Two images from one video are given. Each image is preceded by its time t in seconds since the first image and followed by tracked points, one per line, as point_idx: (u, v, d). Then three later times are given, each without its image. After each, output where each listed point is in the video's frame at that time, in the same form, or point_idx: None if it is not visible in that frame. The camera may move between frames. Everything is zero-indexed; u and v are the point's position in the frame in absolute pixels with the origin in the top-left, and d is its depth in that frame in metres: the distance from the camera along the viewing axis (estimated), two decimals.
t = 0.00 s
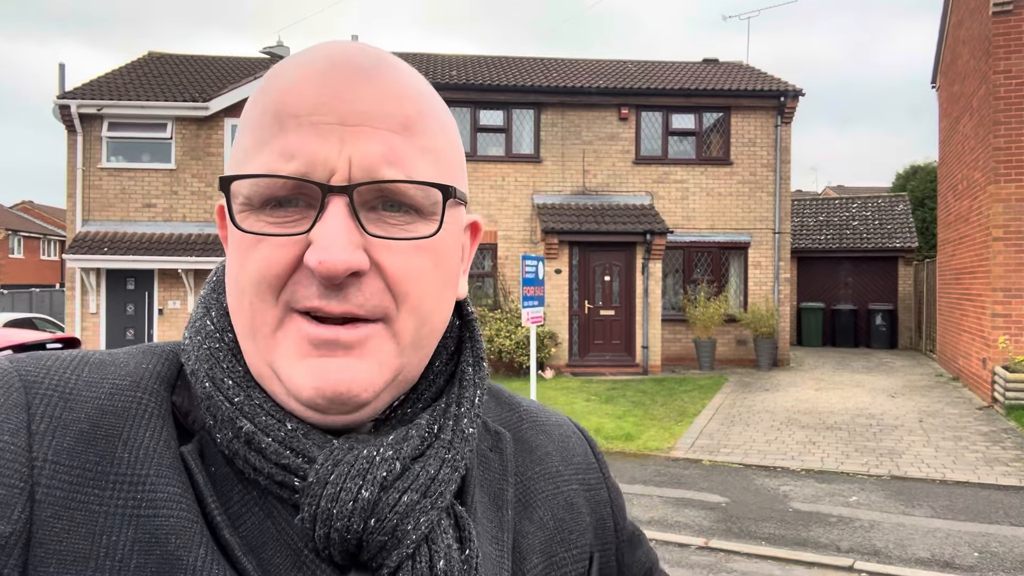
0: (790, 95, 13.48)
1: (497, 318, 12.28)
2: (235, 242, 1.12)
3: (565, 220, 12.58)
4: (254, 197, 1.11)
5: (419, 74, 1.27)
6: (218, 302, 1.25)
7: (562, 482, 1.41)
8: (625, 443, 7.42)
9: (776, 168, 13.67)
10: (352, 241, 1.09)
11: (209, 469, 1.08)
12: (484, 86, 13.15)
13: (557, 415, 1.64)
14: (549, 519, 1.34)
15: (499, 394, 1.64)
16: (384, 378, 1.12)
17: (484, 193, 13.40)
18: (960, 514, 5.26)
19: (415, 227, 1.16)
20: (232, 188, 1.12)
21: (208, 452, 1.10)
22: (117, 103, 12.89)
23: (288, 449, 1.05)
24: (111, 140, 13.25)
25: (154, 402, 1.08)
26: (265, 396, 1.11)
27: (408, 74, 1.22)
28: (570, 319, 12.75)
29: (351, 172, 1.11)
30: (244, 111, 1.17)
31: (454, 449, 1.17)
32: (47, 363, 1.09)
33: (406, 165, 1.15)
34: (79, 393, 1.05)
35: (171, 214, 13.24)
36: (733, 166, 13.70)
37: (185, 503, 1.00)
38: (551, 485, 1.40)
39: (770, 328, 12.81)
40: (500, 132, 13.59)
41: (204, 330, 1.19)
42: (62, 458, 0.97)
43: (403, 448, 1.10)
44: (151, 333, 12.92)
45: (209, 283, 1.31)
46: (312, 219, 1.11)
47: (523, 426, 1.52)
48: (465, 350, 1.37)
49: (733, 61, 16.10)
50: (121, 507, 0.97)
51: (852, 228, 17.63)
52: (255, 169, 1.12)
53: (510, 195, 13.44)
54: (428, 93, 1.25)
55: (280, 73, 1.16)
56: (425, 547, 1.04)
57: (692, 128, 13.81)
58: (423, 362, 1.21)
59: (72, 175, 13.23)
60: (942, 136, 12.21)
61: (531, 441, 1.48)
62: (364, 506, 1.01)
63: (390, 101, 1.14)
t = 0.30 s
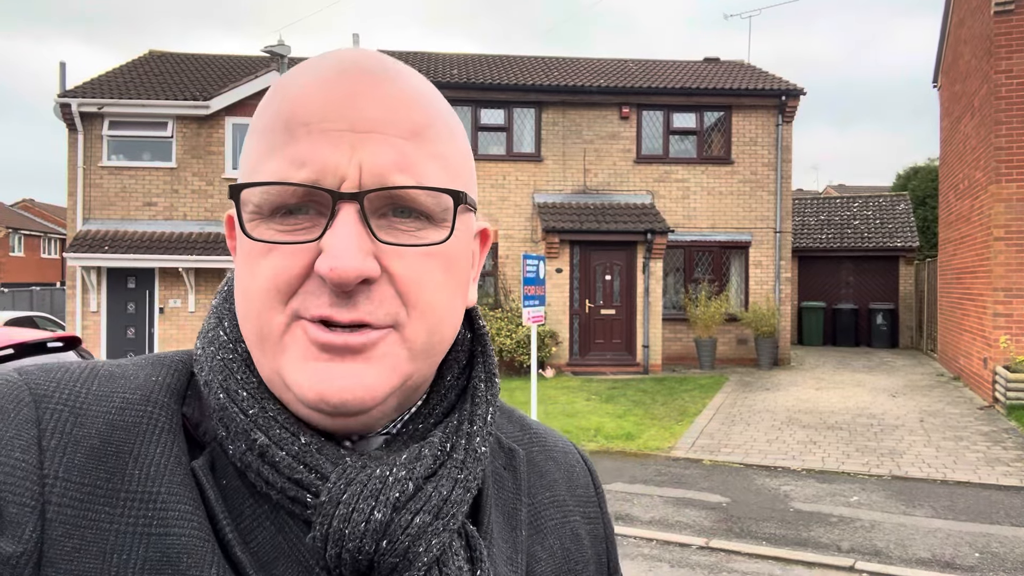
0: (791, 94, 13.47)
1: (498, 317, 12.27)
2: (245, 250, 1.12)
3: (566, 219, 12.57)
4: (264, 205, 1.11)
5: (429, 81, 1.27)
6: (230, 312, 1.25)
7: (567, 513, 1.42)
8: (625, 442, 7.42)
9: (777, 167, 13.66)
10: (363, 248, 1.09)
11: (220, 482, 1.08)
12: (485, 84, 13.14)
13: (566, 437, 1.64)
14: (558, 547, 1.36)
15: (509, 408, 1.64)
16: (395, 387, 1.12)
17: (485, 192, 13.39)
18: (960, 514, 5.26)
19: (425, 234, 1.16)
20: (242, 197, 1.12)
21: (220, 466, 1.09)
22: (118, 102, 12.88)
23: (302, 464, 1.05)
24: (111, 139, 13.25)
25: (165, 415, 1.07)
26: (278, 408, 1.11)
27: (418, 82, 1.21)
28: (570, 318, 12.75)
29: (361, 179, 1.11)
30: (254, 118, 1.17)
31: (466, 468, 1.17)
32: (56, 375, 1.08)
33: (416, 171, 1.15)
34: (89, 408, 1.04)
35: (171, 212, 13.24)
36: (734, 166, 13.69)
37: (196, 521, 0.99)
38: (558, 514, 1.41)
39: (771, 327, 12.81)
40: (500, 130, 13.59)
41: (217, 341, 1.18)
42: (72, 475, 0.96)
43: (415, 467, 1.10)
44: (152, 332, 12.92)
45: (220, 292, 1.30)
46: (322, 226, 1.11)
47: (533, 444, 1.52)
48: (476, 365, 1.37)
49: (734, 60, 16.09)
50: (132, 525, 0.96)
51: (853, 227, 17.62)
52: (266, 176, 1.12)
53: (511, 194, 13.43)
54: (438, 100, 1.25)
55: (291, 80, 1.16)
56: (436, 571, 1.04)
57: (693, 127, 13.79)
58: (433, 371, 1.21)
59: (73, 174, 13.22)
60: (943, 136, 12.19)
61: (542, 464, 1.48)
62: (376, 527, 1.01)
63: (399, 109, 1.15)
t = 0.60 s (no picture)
0: (792, 94, 13.46)
1: (498, 316, 12.29)
2: (251, 244, 1.12)
3: (566, 218, 12.58)
4: (270, 201, 1.12)
5: (435, 78, 1.28)
6: (237, 308, 1.26)
7: (567, 514, 1.43)
8: (625, 441, 7.43)
9: (778, 167, 13.66)
10: (367, 243, 1.10)
11: (226, 475, 1.08)
12: (485, 84, 13.15)
13: (568, 437, 1.65)
14: (560, 549, 1.37)
15: (512, 405, 1.65)
16: (400, 382, 1.13)
17: (486, 191, 13.39)
18: (959, 513, 5.27)
19: (431, 229, 1.16)
20: (249, 192, 1.13)
21: (225, 459, 1.10)
22: (119, 100, 12.89)
23: (308, 459, 1.05)
24: (113, 138, 13.25)
25: (171, 410, 1.08)
26: (284, 402, 1.12)
27: (424, 80, 1.22)
28: (571, 317, 12.76)
29: (366, 174, 1.12)
30: (261, 114, 1.18)
31: (470, 466, 1.18)
32: (64, 367, 1.08)
33: (421, 167, 1.16)
34: (96, 401, 1.04)
35: (172, 211, 13.25)
36: (735, 165, 13.68)
37: (202, 516, 1.00)
38: (558, 514, 1.42)
39: (772, 327, 12.82)
40: (501, 130, 13.60)
41: (223, 335, 1.19)
42: (80, 467, 0.97)
43: (420, 466, 1.11)
44: (153, 331, 12.95)
45: (226, 288, 1.31)
46: (328, 221, 1.11)
47: (535, 442, 1.53)
48: (481, 362, 1.37)
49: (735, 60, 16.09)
50: (139, 518, 0.97)
51: (853, 227, 17.63)
52: (271, 172, 1.12)
53: (512, 193, 13.43)
54: (443, 97, 1.25)
55: (297, 76, 1.17)
56: (439, 568, 1.05)
57: (694, 126, 13.79)
58: (436, 366, 1.21)
59: (74, 172, 13.23)
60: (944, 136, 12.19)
61: (546, 462, 1.48)
62: (381, 525, 1.01)
63: (405, 106, 1.15)
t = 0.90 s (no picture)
0: (794, 93, 13.43)
1: (499, 316, 12.27)
2: (240, 237, 1.12)
3: (568, 218, 12.57)
4: (259, 193, 1.11)
5: (428, 72, 1.27)
6: (224, 302, 1.25)
7: (557, 513, 1.42)
8: (626, 441, 7.42)
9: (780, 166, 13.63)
10: (357, 238, 1.09)
11: (212, 473, 1.07)
12: (487, 83, 13.15)
13: (560, 435, 1.64)
14: (549, 548, 1.36)
15: (504, 403, 1.64)
16: (388, 379, 1.12)
17: (487, 191, 13.38)
18: (961, 514, 5.25)
19: (421, 225, 1.15)
20: (237, 185, 1.12)
21: (212, 456, 1.09)
22: (120, 100, 12.90)
23: (295, 457, 1.04)
24: (114, 137, 13.27)
25: (157, 405, 1.07)
26: (272, 399, 1.11)
27: (416, 74, 1.21)
28: (572, 317, 12.76)
29: (357, 168, 1.11)
30: (252, 107, 1.17)
31: (459, 465, 1.17)
32: (49, 361, 1.07)
33: (412, 161, 1.14)
34: (81, 396, 1.03)
35: (174, 211, 13.26)
36: (737, 165, 13.66)
37: (188, 513, 0.99)
38: (548, 513, 1.41)
39: (774, 327, 12.80)
40: (503, 129, 13.60)
41: (210, 332, 1.18)
42: (64, 463, 0.96)
43: (408, 464, 1.10)
44: (154, 330, 12.95)
45: (214, 282, 1.30)
46: (318, 215, 1.10)
47: (526, 439, 1.51)
48: (472, 360, 1.36)
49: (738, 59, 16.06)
50: (122, 516, 0.96)
51: (856, 226, 17.59)
52: (261, 164, 1.11)
53: (513, 193, 13.43)
54: (436, 91, 1.24)
55: (288, 69, 1.16)
56: (426, 568, 1.04)
57: (696, 126, 13.78)
58: (425, 362, 1.20)
59: (75, 171, 13.23)
60: (947, 135, 12.16)
61: (537, 460, 1.47)
62: (367, 524, 1.00)
63: (397, 98, 1.14)
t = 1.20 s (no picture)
0: (795, 93, 13.43)
1: (500, 316, 12.27)
2: (242, 234, 1.11)
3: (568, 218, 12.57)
4: (262, 191, 1.11)
5: (429, 72, 1.27)
6: (224, 303, 1.24)
7: (556, 512, 1.42)
8: (626, 441, 7.42)
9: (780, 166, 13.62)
10: (360, 237, 1.09)
11: (210, 473, 1.07)
12: (487, 83, 13.15)
13: (559, 434, 1.63)
14: (548, 547, 1.36)
15: (503, 402, 1.63)
16: (387, 377, 1.12)
17: (487, 191, 13.38)
18: (961, 514, 5.25)
19: (423, 225, 1.15)
20: (240, 183, 1.12)
21: (210, 456, 1.09)
22: (121, 99, 12.91)
23: (292, 458, 1.04)
24: (115, 136, 13.27)
25: (155, 406, 1.07)
26: (271, 399, 1.11)
27: (418, 73, 1.21)
28: (572, 317, 12.75)
29: (360, 166, 1.11)
30: (255, 106, 1.17)
31: (457, 465, 1.17)
32: (47, 362, 1.07)
33: (415, 161, 1.15)
34: (79, 396, 1.03)
35: (174, 210, 13.26)
36: (737, 165, 13.66)
37: (185, 514, 0.99)
38: (548, 512, 1.41)
39: (774, 327, 12.79)
40: (503, 129, 13.60)
41: (209, 332, 1.17)
42: (61, 464, 0.96)
43: (407, 464, 1.10)
44: (154, 330, 12.95)
45: (214, 283, 1.30)
46: (321, 213, 1.10)
47: (525, 439, 1.51)
48: (470, 360, 1.36)
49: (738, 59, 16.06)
50: (119, 517, 0.96)
51: (857, 226, 17.58)
52: (265, 161, 1.11)
53: (514, 193, 13.43)
54: (438, 91, 1.24)
55: (290, 68, 1.16)
56: (425, 568, 1.04)
57: (696, 126, 13.77)
58: (425, 363, 1.20)
59: (75, 171, 13.24)
60: (948, 136, 12.15)
61: (536, 460, 1.47)
62: (365, 524, 1.00)
63: (399, 97, 1.15)
